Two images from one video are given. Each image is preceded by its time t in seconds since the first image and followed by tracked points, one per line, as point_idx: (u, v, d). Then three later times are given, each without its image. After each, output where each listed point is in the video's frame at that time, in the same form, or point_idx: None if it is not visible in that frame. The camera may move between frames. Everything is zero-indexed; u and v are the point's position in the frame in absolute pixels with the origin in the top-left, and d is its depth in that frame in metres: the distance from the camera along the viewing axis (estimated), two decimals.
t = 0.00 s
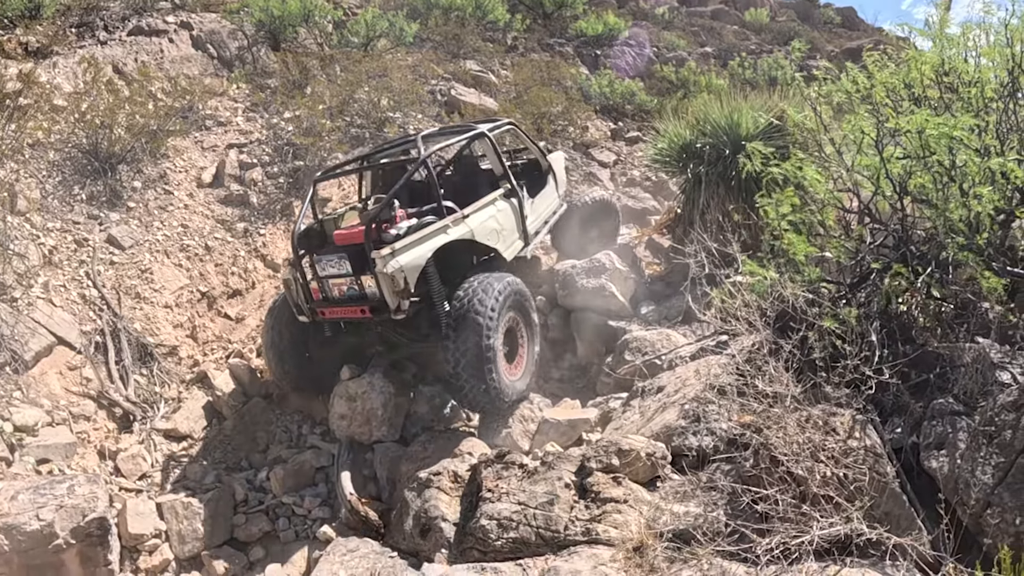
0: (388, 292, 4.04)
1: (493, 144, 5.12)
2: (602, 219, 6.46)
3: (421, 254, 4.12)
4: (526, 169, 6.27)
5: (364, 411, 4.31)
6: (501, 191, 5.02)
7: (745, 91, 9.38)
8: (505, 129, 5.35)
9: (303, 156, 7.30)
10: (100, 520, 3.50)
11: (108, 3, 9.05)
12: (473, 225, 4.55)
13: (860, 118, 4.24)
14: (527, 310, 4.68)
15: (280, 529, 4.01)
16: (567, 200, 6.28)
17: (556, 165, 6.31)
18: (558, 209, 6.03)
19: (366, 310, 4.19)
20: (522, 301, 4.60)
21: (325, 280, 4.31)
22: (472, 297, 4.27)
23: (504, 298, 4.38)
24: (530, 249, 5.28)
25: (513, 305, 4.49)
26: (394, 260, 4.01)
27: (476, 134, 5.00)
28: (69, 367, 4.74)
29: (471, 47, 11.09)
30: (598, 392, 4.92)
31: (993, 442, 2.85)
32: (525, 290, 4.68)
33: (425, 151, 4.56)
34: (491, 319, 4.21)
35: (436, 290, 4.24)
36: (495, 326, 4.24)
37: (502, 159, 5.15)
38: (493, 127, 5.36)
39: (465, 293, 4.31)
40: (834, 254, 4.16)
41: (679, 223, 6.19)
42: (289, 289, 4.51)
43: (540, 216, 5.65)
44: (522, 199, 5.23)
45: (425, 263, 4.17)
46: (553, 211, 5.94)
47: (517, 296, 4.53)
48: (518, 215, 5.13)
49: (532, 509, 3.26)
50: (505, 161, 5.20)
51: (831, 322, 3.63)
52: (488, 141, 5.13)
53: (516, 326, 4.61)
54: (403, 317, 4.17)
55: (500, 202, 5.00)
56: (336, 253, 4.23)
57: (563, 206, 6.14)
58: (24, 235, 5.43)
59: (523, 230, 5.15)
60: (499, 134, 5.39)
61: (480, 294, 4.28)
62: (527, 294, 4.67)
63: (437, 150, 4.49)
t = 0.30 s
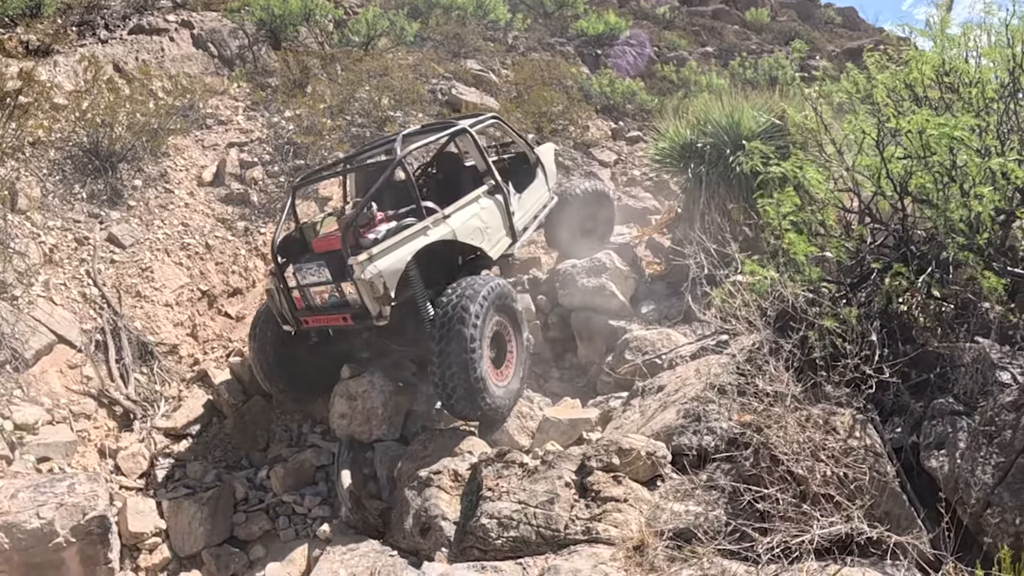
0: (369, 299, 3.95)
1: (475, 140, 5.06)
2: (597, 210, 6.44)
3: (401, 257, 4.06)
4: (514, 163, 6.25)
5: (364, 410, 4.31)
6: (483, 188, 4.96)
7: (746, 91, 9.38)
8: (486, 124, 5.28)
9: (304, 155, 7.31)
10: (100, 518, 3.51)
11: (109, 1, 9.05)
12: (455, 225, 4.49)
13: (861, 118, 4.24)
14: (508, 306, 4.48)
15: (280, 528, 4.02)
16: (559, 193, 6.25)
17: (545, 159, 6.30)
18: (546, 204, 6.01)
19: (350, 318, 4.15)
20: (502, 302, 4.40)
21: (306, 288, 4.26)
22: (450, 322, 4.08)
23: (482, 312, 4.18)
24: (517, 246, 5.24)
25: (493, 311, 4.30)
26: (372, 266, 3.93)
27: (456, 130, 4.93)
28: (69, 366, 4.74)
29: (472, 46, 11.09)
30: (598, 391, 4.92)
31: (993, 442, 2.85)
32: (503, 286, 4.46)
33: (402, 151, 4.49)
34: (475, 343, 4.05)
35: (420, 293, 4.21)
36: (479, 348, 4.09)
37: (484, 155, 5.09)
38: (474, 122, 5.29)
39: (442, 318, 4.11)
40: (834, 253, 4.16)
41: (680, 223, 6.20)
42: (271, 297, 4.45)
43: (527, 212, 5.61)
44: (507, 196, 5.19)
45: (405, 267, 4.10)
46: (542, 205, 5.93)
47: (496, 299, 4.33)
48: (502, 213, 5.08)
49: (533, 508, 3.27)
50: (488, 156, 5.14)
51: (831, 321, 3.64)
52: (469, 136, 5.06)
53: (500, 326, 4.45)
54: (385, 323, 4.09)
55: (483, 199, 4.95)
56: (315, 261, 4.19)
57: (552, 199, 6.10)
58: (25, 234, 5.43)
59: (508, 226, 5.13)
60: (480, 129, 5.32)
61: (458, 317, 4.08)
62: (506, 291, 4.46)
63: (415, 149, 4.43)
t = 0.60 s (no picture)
0: (347, 316, 3.87)
1: (458, 138, 4.86)
2: (590, 204, 6.37)
3: (379, 271, 3.96)
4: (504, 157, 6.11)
5: (364, 410, 4.31)
6: (468, 190, 4.78)
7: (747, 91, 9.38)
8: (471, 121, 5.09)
9: (305, 155, 7.32)
10: (101, 517, 3.52)
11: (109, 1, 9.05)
12: (437, 231, 4.33)
13: (861, 118, 4.25)
14: (487, 309, 4.26)
15: (281, 527, 4.01)
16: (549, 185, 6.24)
17: (537, 152, 6.09)
18: (540, 199, 5.87)
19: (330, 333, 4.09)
20: (478, 311, 4.17)
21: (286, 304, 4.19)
22: (430, 359, 3.89)
23: (461, 339, 3.97)
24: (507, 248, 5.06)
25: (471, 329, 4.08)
26: (349, 282, 3.85)
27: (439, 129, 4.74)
28: (70, 365, 4.75)
29: (472, 46, 11.09)
30: (599, 391, 4.93)
31: (993, 442, 2.86)
32: (476, 294, 4.20)
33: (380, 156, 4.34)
34: (461, 378, 3.91)
35: (401, 304, 4.14)
36: (466, 377, 3.96)
37: (468, 154, 4.89)
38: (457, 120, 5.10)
39: (421, 354, 3.92)
40: (835, 253, 4.17)
41: (681, 222, 6.20)
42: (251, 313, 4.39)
43: (517, 211, 5.43)
44: (496, 196, 4.98)
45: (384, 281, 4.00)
46: (533, 202, 5.76)
47: (472, 313, 4.11)
48: (490, 215, 4.88)
49: (533, 507, 3.27)
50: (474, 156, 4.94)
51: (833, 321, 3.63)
52: (452, 134, 4.86)
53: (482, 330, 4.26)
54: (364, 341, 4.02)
55: (468, 202, 4.77)
56: (293, 276, 4.14)
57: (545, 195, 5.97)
58: (25, 233, 5.43)
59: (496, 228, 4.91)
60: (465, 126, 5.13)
61: (439, 355, 3.88)
62: (481, 298, 4.20)
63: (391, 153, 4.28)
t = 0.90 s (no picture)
0: (322, 335, 3.76)
1: (442, 142, 4.74)
2: (591, 204, 6.23)
3: (353, 288, 3.84)
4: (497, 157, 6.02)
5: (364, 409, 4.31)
6: (453, 197, 4.68)
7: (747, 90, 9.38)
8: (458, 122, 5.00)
9: (305, 154, 7.32)
10: (101, 516, 3.53)
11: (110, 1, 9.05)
12: (417, 243, 4.23)
13: (862, 118, 4.26)
14: (456, 322, 4.01)
15: (280, 526, 4.01)
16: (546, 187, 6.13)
17: (532, 153, 5.97)
18: (532, 201, 5.81)
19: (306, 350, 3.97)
20: (446, 336, 3.91)
21: (262, 320, 4.09)
22: (410, 408, 3.73)
23: (436, 377, 3.78)
24: (494, 255, 4.98)
25: (443, 357, 3.87)
26: (322, 300, 3.72)
27: (422, 132, 4.64)
28: (70, 363, 4.75)
29: (473, 45, 11.08)
30: (599, 391, 4.93)
31: (993, 441, 2.86)
32: (440, 315, 3.91)
33: (356, 165, 4.21)
34: (449, 419, 3.80)
35: (378, 319, 3.95)
36: (452, 410, 3.85)
37: (453, 159, 4.79)
38: (443, 123, 5.00)
39: (400, 403, 3.75)
40: (835, 253, 4.17)
41: (681, 222, 6.19)
42: (230, 327, 4.30)
43: (506, 216, 5.32)
44: (483, 203, 4.89)
45: (360, 296, 3.89)
46: (526, 205, 5.76)
47: (441, 342, 3.87)
48: (476, 222, 4.80)
49: (533, 506, 3.27)
50: (460, 161, 4.83)
51: (832, 320, 3.64)
52: (437, 138, 4.75)
53: (456, 344, 4.06)
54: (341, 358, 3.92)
55: (453, 209, 4.67)
56: (267, 291, 4.02)
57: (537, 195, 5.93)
58: (25, 231, 5.43)
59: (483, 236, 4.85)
60: (451, 128, 5.03)
61: (421, 407, 3.71)
62: (446, 318, 3.93)
63: (368, 161, 4.16)
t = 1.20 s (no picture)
0: (302, 337, 3.76)
1: (430, 139, 4.70)
2: (587, 206, 6.13)
3: (333, 289, 3.84)
4: (490, 155, 5.97)
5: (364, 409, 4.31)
6: (441, 196, 4.64)
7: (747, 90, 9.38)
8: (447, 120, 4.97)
9: (305, 153, 7.32)
10: (101, 515, 3.54)
11: (110, 0, 9.06)
12: (402, 243, 4.20)
13: (862, 118, 4.27)
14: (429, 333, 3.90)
15: (280, 525, 4.01)
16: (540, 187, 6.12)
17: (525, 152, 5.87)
18: (526, 200, 5.71)
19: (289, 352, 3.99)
20: (421, 354, 3.80)
21: (245, 321, 4.11)
22: (403, 438, 3.70)
23: (424, 399, 3.74)
24: (484, 256, 4.92)
25: (425, 376, 3.81)
26: (301, 302, 3.72)
27: (410, 129, 4.60)
28: (71, 362, 4.76)
29: (473, 45, 11.09)
30: (599, 390, 4.93)
31: (993, 441, 2.86)
32: (412, 334, 3.79)
33: (339, 164, 4.18)
34: (446, 435, 3.82)
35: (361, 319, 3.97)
36: (445, 422, 3.86)
37: (441, 157, 4.73)
38: (431, 121, 4.96)
39: (391, 435, 3.71)
40: (835, 252, 4.17)
41: (681, 222, 6.19)
42: (215, 328, 4.33)
43: (498, 215, 5.24)
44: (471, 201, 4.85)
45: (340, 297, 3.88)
46: (520, 202, 5.64)
47: (420, 363, 3.78)
48: (464, 220, 4.75)
49: (533, 505, 3.27)
50: (448, 159, 4.78)
51: (831, 320, 3.65)
52: (423, 135, 4.71)
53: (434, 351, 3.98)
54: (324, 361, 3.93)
55: (441, 208, 4.63)
56: (249, 292, 4.03)
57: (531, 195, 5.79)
58: (26, 230, 5.44)
59: (472, 235, 4.80)
60: (440, 125, 4.99)
61: (415, 434, 3.70)
62: (419, 334, 3.81)
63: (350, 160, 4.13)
